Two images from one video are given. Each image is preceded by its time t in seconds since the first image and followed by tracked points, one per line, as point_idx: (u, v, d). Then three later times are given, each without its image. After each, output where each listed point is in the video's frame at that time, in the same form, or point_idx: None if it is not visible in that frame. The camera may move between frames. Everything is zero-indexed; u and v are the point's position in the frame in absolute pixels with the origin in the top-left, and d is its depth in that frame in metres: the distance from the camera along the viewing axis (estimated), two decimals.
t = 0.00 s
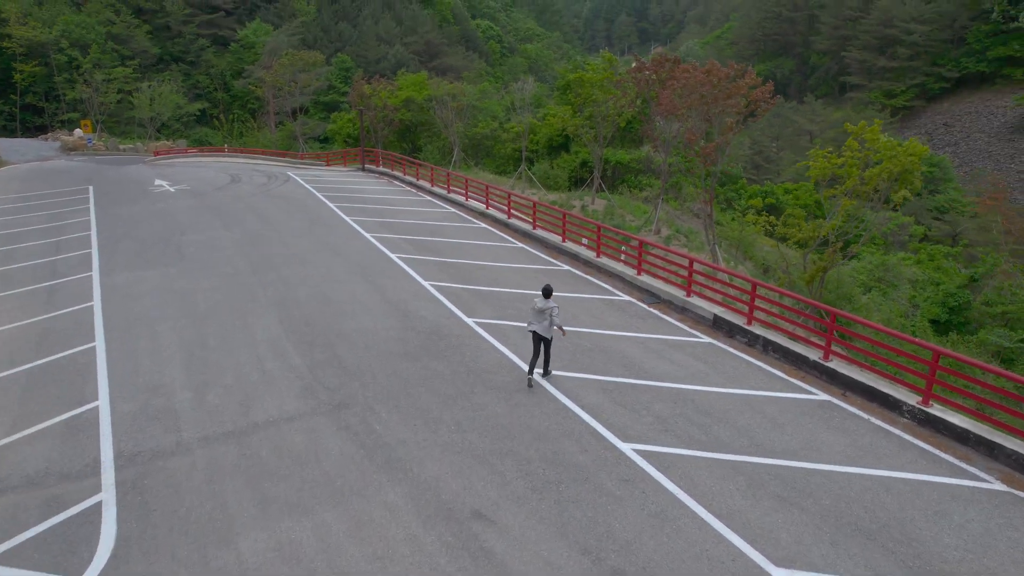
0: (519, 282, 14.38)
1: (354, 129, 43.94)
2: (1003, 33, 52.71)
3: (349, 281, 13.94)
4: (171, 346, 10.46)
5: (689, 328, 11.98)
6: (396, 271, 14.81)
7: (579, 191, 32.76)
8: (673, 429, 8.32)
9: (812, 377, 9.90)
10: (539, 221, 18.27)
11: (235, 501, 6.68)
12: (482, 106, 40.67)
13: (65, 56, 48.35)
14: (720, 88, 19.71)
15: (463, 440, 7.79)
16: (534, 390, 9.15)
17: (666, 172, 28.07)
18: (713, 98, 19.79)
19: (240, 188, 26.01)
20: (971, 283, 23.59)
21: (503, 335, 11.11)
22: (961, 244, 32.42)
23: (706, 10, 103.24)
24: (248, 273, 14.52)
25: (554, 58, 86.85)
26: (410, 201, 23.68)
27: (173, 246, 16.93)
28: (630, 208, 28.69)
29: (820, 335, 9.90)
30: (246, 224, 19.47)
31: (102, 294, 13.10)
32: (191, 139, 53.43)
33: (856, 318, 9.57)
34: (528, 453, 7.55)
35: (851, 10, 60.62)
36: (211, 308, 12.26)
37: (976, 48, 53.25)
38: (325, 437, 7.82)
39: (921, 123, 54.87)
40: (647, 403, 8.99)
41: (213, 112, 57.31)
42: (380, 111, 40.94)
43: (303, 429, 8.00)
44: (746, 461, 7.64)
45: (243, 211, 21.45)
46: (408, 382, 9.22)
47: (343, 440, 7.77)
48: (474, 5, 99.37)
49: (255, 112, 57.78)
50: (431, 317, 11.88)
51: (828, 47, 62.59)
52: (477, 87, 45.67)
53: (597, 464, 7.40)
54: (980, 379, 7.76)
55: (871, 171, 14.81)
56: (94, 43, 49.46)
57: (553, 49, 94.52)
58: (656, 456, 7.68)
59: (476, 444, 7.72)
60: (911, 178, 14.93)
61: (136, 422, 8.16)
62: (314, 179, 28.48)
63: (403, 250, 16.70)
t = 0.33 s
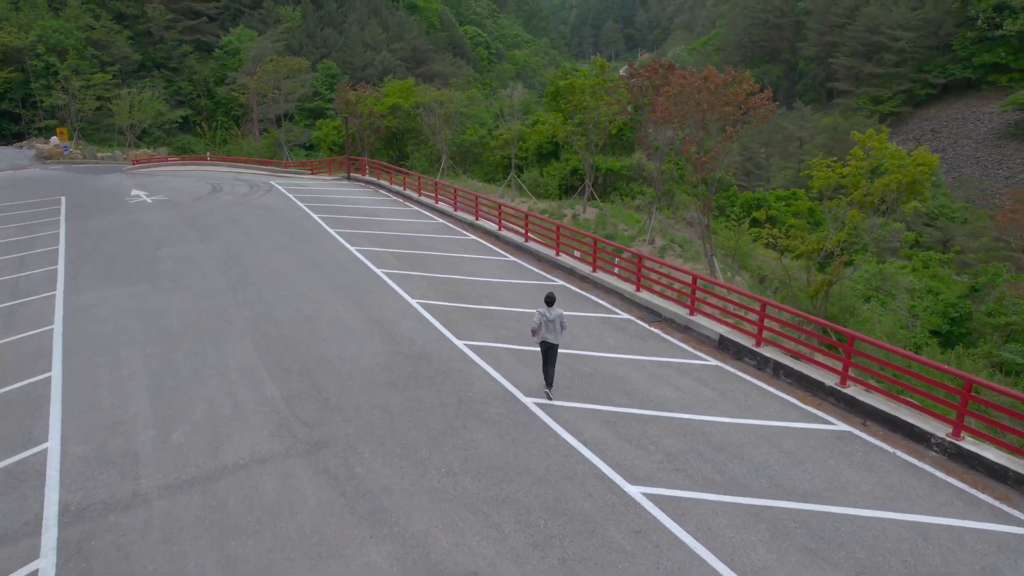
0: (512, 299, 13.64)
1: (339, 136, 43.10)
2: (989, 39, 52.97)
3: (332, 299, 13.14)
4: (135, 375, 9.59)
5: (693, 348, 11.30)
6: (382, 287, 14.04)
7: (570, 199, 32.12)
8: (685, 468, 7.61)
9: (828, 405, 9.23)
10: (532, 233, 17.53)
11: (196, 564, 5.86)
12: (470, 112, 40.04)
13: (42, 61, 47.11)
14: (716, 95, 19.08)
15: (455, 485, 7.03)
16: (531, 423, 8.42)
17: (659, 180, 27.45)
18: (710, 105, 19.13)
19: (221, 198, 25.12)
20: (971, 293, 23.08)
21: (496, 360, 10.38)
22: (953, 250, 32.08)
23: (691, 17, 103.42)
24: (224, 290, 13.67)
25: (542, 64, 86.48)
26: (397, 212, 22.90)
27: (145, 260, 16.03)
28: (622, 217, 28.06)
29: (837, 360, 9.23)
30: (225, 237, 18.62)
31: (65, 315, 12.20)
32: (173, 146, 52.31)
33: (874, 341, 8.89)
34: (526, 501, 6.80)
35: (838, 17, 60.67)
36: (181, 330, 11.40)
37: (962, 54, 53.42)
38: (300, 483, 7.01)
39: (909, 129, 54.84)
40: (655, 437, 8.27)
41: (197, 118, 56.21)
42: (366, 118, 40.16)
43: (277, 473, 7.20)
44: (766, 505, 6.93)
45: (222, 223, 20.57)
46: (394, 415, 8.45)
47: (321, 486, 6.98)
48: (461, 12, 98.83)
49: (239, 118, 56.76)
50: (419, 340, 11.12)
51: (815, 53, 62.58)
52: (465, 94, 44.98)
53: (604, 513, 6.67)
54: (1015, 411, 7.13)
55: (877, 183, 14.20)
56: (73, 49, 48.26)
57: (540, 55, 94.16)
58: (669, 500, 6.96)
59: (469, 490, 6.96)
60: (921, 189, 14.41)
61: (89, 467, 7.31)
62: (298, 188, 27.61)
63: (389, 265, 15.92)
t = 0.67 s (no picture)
0: (499, 315, 12.82)
1: (321, 141, 42.06)
2: (973, 42, 52.63)
3: (307, 317, 12.22)
4: (82, 407, 8.61)
5: (695, 369, 10.53)
6: (361, 303, 13.16)
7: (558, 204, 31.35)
8: (695, 513, 6.81)
9: (845, 435, 8.48)
10: (520, 243, 16.69)
11: None
12: (455, 116, 39.22)
13: (12, 64, 45.62)
14: (712, 98, 18.32)
15: (436, 542, 6.17)
16: (522, 462, 7.57)
17: (650, 185, 26.73)
18: (704, 108, 18.41)
19: (194, 206, 24.05)
20: (969, 301, 22.56)
21: (482, 387, 9.55)
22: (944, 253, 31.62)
23: (675, 19, 103.24)
24: (189, 307, 12.70)
25: (528, 66, 85.80)
26: (378, 220, 21.98)
27: (107, 274, 15.01)
28: (612, 223, 27.31)
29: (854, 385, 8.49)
30: (196, 248, 17.61)
31: (11, 338, 11.18)
32: (150, 151, 50.98)
33: (896, 366, 8.14)
34: (519, 561, 5.96)
35: (822, 19, 60.48)
36: (139, 353, 10.43)
37: (947, 56, 53.05)
38: (260, 543, 6.12)
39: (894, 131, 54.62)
40: (660, 477, 7.46)
41: (175, 123, 54.85)
42: (348, 122, 39.18)
43: (234, 528, 6.30)
44: (788, 559, 6.14)
45: (193, 232, 19.55)
46: (369, 456, 7.58)
47: (284, 544, 6.10)
48: (446, 14, 97.90)
49: (218, 122, 55.50)
50: (399, 364, 10.25)
51: (800, 56, 62.37)
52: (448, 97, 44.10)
53: (607, 573, 5.85)
54: None
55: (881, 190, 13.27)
56: (45, 51, 46.82)
57: (526, 58, 93.44)
58: (679, 554, 6.15)
59: (452, 547, 6.11)
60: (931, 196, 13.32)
61: (16, 523, 6.35)
62: (276, 195, 26.61)
63: (369, 278, 15.02)
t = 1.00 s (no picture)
0: (484, 334, 11.89)
1: (301, 146, 40.97)
2: (956, 46, 52.34)
3: (274, 340, 11.22)
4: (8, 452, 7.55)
5: (698, 396, 9.67)
6: (334, 323, 12.18)
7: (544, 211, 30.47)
8: None
9: (868, 473, 7.64)
10: (505, 255, 15.75)
11: None
12: (438, 120, 38.27)
13: None
14: (706, 100, 17.51)
15: None
16: (509, 516, 6.64)
17: (639, 191, 25.94)
18: (698, 110, 17.62)
19: (163, 216, 22.90)
20: (968, 309, 21.92)
21: (465, 421, 8.63)
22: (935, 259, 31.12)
23: (659, 23, 103.03)
24: (146, 328, 11.64)
25: (513, 70, 85.03)
26: (357, 230, 20.98)
27: (60, 292, 13.91)
28: (601, 230, 26.43)
29: (877, 417, 7.66)
30: (161, 263, 16.51)
31: None
32: (125, 156, 49.54)
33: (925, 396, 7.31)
34: None
35: (806, 23, 60.28)
36: (83, 385, 9.37)
37: (930, 61, 52.91)
38: None
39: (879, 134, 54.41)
40: (666, 529, 6.57)
41: (152, 128, 53.44)
42: (328, 127, 38.13)
43: None
44: None
45: (160, 244, 18.45)
46: (335, 509, 6.62)
47: None
48: (429, 18, 97.00)
49: (195, 127, 54.13)
50: (374, 395, 9.29)
51: (785, 60, 62.11)
52: (431, 101, 43.17)
53: None
54: None
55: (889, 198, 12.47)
56: (13, 54, 45.31)
57: (510, 61, 92.75)
58: None
59: None
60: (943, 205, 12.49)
61: None
62: (251, 203, 25.51)
63: (344, 294, 14.05)
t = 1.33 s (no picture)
0: (467, 354, 10.88)
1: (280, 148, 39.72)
2: (943, 47, 52.08)
3: (234, 364, 10.14)
4: None
5: (704, 426, 8.70)
6: (303, 344, 11.11)
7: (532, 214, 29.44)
8: None
9: (902, 520, 6.71)
10: (490, 265, 14.72)
11: None
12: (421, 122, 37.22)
13: None
14: (702, 99, 16.57)
15: None
16: None
17: (630, 193, 25.01)
18: (694, 110, 16.69)
19: (129, 222, 21.66)
20: (971, 315, 21.14)
21: (444, 461, 7.61)
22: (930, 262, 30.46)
23: (645, 24, 102.48)
24: (93, 353, 10.49)
25: (498, 71, 84.09)
26: (333, 237, 19.88)
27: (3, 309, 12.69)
28: (591, 234, 25.44)
29: (913, 456, 6.73)
30: (120, 275, 15.34)
31: None
32: (99, 159, 47.99)
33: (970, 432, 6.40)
34: None
35: (793, 24, 59.82)
36: (8, 422, 8.21)
37: (917, 62, 52.31)
38: None
39: (867, 136, 54.00)
40: None
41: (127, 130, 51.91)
42: (307, 129, 36.94)
43: None
44: None
45: (121, 254, 17.24)
46: None
47: None
48: (414, 18, 95.86)
49: (173, 129, 52.65)
50: (341, 431, 8.24)
51: (773, 60, 61.60)
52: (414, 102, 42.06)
53: None
54: None
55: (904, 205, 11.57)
56: None
57: (496, 62, 91.77)
58: None
59: None
60: (963, 212, 11.57)
61: None
62: (224, 209, 24.32)
63: (316, 309, 12.97)
